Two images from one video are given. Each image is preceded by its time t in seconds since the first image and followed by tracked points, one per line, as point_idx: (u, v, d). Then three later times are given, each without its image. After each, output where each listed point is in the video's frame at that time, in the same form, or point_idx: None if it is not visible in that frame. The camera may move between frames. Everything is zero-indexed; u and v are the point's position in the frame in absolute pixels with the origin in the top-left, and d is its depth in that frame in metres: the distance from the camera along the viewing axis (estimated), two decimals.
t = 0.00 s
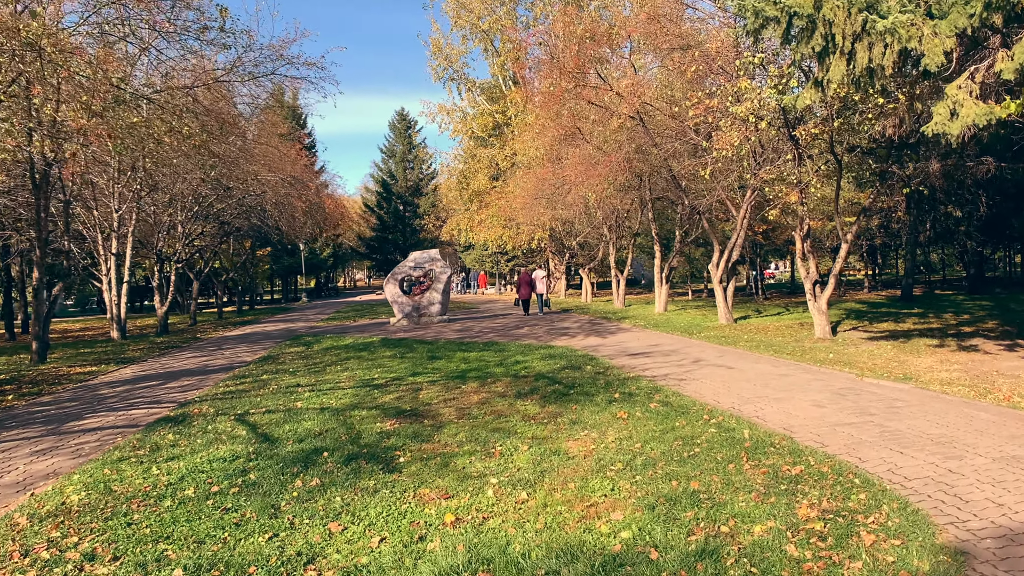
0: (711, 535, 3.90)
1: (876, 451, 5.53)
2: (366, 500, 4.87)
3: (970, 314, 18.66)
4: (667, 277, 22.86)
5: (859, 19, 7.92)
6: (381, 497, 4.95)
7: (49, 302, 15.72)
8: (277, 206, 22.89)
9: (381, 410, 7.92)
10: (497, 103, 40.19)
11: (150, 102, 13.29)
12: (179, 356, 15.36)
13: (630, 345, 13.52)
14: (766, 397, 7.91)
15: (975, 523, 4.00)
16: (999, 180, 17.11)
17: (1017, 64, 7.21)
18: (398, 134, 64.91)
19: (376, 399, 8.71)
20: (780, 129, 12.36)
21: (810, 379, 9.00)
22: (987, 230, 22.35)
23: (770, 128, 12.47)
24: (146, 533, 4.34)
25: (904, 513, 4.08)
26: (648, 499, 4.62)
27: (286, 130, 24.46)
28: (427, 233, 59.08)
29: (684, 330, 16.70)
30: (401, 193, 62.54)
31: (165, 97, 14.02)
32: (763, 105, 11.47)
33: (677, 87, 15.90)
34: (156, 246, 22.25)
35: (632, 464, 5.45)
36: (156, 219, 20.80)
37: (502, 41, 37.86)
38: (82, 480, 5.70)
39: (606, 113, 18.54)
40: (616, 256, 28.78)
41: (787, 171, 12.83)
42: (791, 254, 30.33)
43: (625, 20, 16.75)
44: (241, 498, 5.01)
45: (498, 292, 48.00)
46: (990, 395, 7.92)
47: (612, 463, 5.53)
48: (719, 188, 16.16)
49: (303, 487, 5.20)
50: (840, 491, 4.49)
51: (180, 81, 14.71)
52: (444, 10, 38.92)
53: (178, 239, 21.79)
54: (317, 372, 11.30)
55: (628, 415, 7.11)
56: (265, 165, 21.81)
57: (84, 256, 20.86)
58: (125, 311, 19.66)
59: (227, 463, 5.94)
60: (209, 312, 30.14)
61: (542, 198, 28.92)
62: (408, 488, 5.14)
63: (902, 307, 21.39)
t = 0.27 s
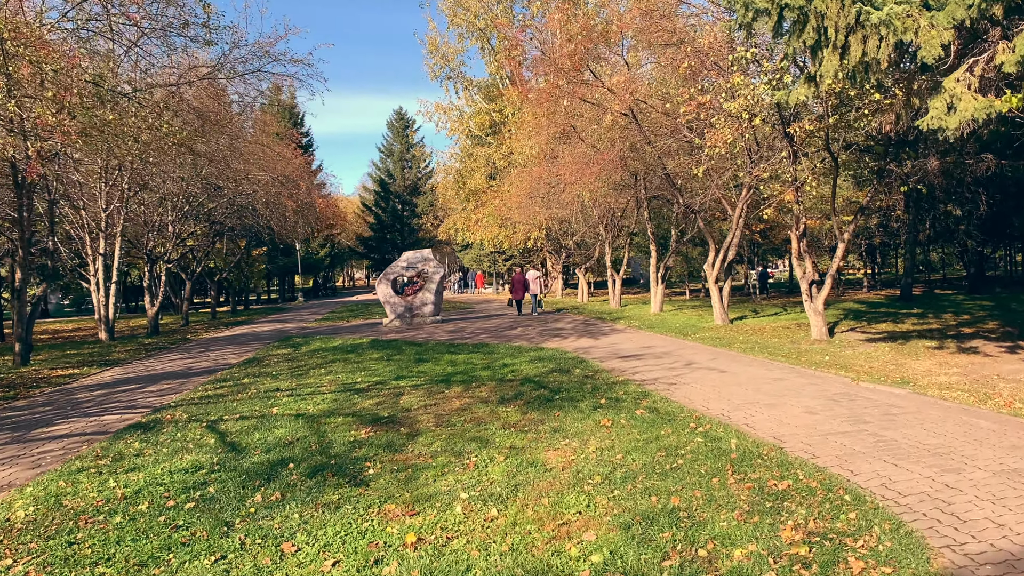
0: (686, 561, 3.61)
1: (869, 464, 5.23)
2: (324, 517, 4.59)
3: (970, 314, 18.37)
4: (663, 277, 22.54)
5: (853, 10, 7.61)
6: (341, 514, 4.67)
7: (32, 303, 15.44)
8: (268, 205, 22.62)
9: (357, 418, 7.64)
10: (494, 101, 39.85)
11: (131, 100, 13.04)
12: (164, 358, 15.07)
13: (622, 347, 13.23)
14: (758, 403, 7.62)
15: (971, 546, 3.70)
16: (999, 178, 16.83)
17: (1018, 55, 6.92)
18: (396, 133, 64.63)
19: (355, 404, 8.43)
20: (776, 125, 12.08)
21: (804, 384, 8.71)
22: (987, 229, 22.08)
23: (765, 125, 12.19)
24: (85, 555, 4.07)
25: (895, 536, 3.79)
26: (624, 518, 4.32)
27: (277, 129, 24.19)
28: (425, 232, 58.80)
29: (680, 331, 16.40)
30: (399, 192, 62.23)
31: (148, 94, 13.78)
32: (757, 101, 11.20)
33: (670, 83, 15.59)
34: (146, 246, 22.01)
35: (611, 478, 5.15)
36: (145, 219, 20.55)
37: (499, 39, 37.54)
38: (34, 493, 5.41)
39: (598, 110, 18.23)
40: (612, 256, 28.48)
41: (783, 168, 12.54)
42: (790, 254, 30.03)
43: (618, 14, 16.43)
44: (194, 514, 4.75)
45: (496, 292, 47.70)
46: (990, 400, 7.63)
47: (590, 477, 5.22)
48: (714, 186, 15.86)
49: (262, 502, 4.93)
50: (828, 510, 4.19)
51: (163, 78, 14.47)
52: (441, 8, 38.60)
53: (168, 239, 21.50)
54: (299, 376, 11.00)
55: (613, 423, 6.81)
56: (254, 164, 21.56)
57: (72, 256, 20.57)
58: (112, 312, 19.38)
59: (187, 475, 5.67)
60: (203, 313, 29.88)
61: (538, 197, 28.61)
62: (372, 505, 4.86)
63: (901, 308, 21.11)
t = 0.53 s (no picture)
0: None
1: (856, 473, 4.95)
2: (275, 531, 4.34)
3: (968, 315, 18.11)
4: (658, 278, 22.25)
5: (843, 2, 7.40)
6: (294, 528, 4.41)
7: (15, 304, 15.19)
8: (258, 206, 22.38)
9: (330, 423, 7.38)
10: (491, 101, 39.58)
11: (112, 97, 12.80)
12: (147, 361, 14.80)
13: (612, 349, 12.96)
14: (745, 408, 7.35)
15: (961, 566, 3.43)
16: (998, 177, 16.59)
17: (1014, 47, 6.67)
18: (394, 134, 64.39)
19: (330, 409, 8.16)
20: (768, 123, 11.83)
21: (794, 387, 8.44)
22: (986, 229, 21.84)
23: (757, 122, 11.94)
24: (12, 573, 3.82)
25: (879, 556, 3.52)
26: (592, 534, 4.05)
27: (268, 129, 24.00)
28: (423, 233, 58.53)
29: (673, 333, 16.11)
30: (397, 193, 61.98)
31: (130, 93, 13.57)
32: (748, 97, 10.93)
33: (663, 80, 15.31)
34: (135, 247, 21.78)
35: (583, 488, 4.88)
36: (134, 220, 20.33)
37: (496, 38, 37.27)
38: None
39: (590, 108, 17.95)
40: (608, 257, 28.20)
41: (776, 167, 12.28)
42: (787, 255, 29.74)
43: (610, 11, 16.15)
44: (140, 527, 4.49)
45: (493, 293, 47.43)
46: (986, 405, 7.36)
47: (562, 487, 4.95)
48: (708, 185, 15.57)
49: (213, 514, 4.67)
50: (809, 526, 3.92)
51: (146, 76, 14.26)
52: (437, 8, 38.37)
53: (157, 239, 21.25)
54: (279, 379, 10.73)
55: (593, 429, 6.52)
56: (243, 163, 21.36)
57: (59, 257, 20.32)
58: (99, 314, 19.12)
59: (141, 484, 5.41)
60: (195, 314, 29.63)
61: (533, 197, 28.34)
62: (329, 517, 4.59)
63: (899, 309, 20.84)
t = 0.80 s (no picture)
0: None
1: (841, 488, 4.67)
2: (218, 553, 4.06)
3: (966, 316, 17.83)
4: (652, 279, 21.93)
5: None
6: (239, 550, 4.13)
7: None
8: (244, 207, 22.04)
9: (297, 432, 7.09)
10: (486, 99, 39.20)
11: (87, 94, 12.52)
12: (128, 364, 14.52)
13: (601, 352, 12.66)
14: (731, 415, 7.05)
15: None
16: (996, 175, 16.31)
17: (1009, 38, 6.37)
18: (391, 133, 64.01)
19: (302, 417, 7.88)
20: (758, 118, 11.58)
21: (783, 392, 8.15)
22: (983, 228, 21.58)
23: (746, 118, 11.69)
24: None
25: None
26: (553, 558, 3.77)
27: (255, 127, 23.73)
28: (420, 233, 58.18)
29: (665, 334, 15.80)
30: (394, 192, 61.61)
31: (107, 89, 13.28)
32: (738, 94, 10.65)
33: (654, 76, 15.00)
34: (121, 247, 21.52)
35: (550, 505, 4.59)
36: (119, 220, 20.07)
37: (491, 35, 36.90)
38: None
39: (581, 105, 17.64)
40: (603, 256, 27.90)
41: (766, 165, 12.00)
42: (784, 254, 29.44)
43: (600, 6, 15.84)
44: (76, 548, 4.22)
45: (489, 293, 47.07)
46: (981, 411, 7.07)
47: (529, 504, 4.66)
48: (700, 183, 15.27)
49: (156, 534, 4.40)
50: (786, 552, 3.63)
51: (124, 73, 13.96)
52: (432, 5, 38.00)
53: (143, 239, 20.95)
54: (257, 384, 10.44)
55: (569, 438, 6.23)
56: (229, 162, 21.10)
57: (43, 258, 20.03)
58: (83, 316, 18.84)
59: (89, 499, 5.14)
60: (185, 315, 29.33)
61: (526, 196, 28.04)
62: (278, 538, 4.31)
63: (896, 309, 20.56)
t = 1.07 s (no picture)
0: None
1: (829, 502, 4.40)
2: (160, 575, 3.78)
3: (960, 317, 17.63)
4: (644, 279, 21.66)
5: None
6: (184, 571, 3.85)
7: None
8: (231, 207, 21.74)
9: (266, 439, 6.81)
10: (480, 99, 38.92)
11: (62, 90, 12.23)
12: (108, 367, 14.21)
13: (589, 354, 12.39)
14: (717, 421, 6.79)
15: None
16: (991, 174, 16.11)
17: (1002, 28, 6.15)
18: (385, 133, 63.65)
19: (273, 423, 7.60)
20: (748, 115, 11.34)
21: (772, 396, 7.89)
22: (979, 228, 21.42)
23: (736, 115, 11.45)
24: None
25: None
26: None
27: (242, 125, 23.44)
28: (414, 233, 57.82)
29: (657, 336, 15.53)
30: (388, 193, 61.26)
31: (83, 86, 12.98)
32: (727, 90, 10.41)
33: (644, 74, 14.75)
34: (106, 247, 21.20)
35: (519, 521, 4.32)
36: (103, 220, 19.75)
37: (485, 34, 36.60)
38: None
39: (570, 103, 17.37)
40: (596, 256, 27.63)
41: (757, 164, 11.76)
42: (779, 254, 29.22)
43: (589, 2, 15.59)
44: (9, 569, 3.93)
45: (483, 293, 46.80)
46: (976, 417, 6.83)
47: (497, 519, 4.40)
48: (691, 183, 15.02)
49: (97, 553, 4.11)
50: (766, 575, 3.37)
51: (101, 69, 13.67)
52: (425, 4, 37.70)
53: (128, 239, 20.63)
54: (233, 388, 10.15)
55: (547, 446, 5.96)
56: (215, 161, 20.84)
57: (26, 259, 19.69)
58: (66, 317, 18.52)
59: (33, 513, 4.85)
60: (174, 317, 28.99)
61: (519, 195, 27.75)
62: (227, 557, 4.03)
63: (891, 310, 20.34)
